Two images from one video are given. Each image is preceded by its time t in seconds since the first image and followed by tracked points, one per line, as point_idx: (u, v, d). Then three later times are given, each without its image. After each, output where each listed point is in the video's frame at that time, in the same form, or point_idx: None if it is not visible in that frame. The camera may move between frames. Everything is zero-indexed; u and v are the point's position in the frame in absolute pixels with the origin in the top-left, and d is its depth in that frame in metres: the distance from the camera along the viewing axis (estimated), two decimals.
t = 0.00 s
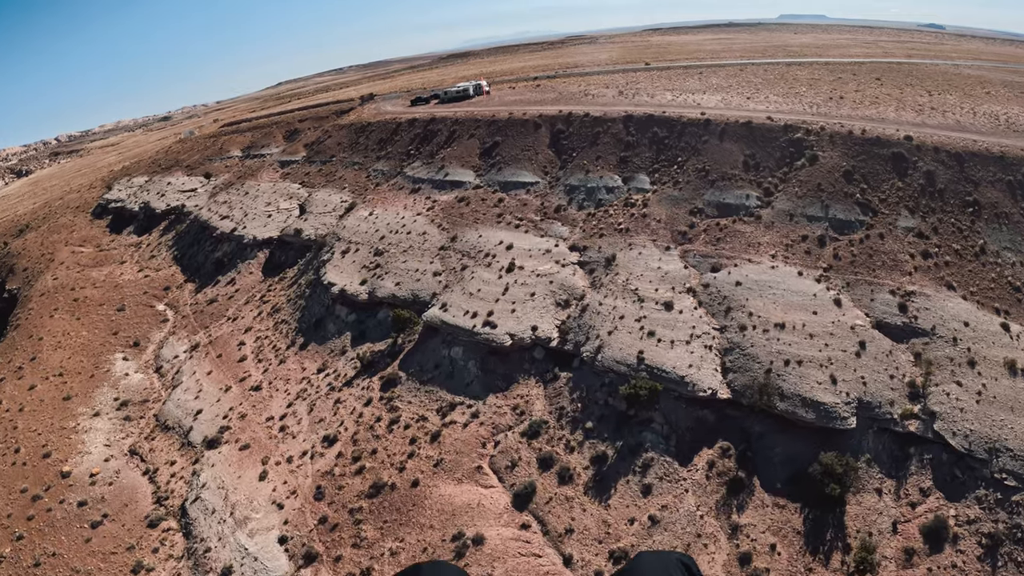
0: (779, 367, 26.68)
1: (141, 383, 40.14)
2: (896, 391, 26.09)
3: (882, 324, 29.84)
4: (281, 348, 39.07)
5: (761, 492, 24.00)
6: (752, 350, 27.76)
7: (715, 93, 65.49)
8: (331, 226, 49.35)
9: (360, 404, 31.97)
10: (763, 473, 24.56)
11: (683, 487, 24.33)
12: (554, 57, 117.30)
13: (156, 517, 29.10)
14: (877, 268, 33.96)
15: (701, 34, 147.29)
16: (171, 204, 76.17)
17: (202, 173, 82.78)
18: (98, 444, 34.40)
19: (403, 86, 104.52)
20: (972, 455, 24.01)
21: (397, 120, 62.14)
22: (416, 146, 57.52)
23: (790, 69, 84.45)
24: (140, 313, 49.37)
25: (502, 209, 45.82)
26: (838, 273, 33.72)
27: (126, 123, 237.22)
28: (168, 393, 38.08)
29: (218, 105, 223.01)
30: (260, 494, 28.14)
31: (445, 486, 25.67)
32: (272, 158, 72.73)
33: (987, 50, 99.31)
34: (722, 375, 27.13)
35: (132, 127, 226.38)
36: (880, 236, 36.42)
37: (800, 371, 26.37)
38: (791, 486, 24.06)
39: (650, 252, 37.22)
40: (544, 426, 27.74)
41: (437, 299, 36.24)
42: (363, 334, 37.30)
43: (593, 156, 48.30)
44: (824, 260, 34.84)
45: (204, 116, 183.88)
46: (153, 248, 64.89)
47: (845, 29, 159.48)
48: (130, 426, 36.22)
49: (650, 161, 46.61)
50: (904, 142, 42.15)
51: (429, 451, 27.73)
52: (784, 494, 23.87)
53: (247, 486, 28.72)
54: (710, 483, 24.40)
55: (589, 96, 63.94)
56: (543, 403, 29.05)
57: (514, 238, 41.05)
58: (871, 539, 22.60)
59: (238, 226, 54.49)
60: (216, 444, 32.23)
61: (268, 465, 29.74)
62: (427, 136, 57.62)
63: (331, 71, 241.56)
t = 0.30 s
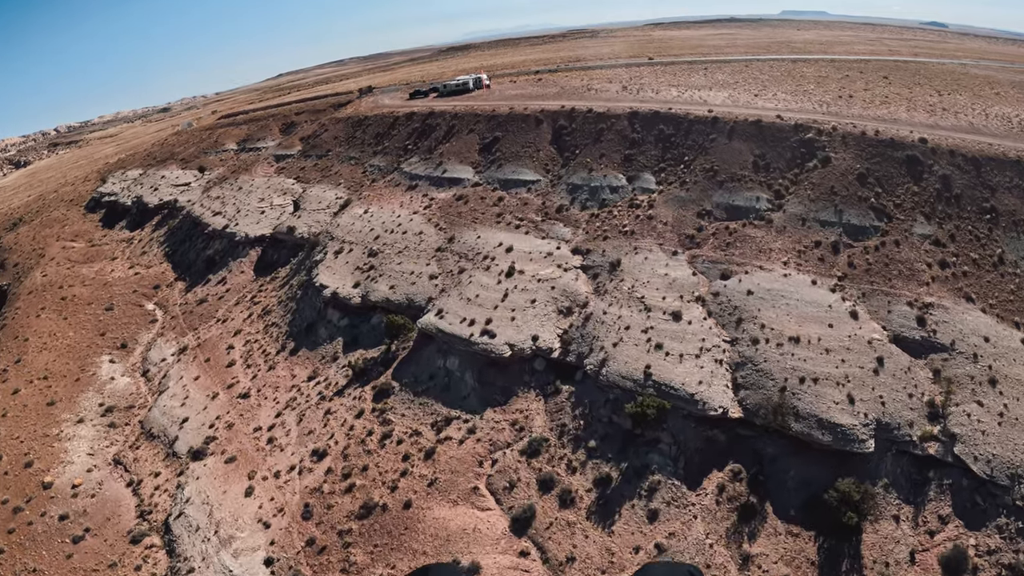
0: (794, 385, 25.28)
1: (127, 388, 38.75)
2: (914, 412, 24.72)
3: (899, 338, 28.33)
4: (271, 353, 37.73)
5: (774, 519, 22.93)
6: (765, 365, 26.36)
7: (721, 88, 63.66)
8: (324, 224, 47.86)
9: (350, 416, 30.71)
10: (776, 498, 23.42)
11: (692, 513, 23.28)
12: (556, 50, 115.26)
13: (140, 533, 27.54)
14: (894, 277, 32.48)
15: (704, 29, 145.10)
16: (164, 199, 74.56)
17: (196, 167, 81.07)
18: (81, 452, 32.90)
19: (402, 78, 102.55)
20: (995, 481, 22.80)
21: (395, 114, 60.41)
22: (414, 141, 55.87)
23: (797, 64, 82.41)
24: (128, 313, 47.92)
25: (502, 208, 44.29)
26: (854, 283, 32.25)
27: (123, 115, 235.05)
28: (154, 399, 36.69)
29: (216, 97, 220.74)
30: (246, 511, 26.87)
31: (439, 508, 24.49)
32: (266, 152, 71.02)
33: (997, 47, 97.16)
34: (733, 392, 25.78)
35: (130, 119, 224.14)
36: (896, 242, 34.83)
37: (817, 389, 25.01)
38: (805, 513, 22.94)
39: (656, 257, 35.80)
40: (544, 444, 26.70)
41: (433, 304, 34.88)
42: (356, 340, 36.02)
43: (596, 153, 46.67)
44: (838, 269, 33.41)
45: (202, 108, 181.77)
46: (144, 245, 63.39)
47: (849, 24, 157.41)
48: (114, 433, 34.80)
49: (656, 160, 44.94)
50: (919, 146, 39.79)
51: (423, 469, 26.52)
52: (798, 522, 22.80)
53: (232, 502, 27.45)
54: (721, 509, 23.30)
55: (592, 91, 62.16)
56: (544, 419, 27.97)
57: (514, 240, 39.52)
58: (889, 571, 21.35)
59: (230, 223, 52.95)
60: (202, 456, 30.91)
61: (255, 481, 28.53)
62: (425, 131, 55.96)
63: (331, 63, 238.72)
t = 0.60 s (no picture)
0: (808, 398, 24.51)
1: (114, 383, 37.61)
2: (932, 427, 23.61)
3: (917, 348, 27.07)
4: (261, 349, 36.49)
5: (784, 542, 22.25)
6: (777, 376, 25.62)
7: (730, 75, 61.44)
8: (318, 213, 46.28)
9: (340, 420, 29.64)
10: (786, 519, 22.70)
11: (698, 534, 22.66)
12: (561, 34, 112.32)
13: (122, 541, 26.46)
14: (912, 282, 31.01)
15: (712, 13, 141.72)
16: (158, 184, 72.88)
17: (190, 151, 79.21)
18: (64, 452, 31.80)
19: (402, 61, 100.03)
20: (1013, 506, 21.94)
21: (394, 98, 58.42)
22: (413, 127, 54.05)
23: (809, 50, 79.82)
24: (117, 304, 46.63)
25: (502, 198, 42.71)
26: (869, 287, 30.85)
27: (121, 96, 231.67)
28: (141, 396, 35.55)
29: (215, 79, 217.36)
30: (231, 519, 25.90)
31: (431, 524, 23.97)
32: (262, 136, 69.16)
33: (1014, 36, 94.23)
34: (745, 403, 25.20)
35: (129, 100, 221.12)
36: (914, 243, 33.26)
37: (832, 402, 24.21)
38: (817, 535, 22.22)
39: (661, 254, 34.31)
40: (543, 455, 25.97)
41: (428, 300, 33.58)
42: (348, 337, 34.75)
43: (601, 142, 44.86)
44: (853, 270, 31.93)
45: (200, 89, 178.84)
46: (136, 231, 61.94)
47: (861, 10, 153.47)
48: (99, 431, 33.70)
49: (663, 150, 43.17)
50: (935, 142, 37.97)
51: (415, 480, 25.81)
52: (808, 544, 22.11)
53: (217, 510, 26.41)
54: (729, 529, 22.67)
55: (597, 77, 60.04)
56: (543, 427, 27.19)
57: (513, 233, 38.02)
58: None
59: (221, 211, 51.42)
60: (187, 459, 29.80)
61: (240, 487, 27.55)
62: (424, 117, 54.10)
63: (333, 45, 234.80)
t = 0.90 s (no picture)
0: (825, 406, 23.93)
1: (104, 370, 36.75)
2: (953, 440, 22.94)
3: (938, 353, 26.04)
4: (254, 336, 35.44)
5: (794, 558, 21.86)
6: (794, 380, 24.89)
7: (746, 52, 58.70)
8: (316, 190, 44.69)
9: (333, 413, 28.73)
10: (798, 533, 22.29)
11: (705, 547, 22.09)
12: (570, 6, 108.37)
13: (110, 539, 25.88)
14: (933, 282, 29.46)
15: None
16: (155, 160, 71.35)
17: (188, 126, 77.41)
18: (53, 444, 31.11)
19: (405, 34, 96.86)
20: None
21: (396, 72, 56.12)
22: (415, 101, 51.96)
23: (829, 26, 76.38)
24: (111, 286, 45.57)
25: (506, 178, 40.97)
26: (889, 285, 29.41)
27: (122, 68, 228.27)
28: (131, 384, 34.67)
29: (216, 51, 213.39)
30: (220, 518, 25.38)
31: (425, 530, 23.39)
32: (260, 111, 67.17)
33: None
34: (758, 407, 24.52)
35: (133, 73, 217.69)
36: (937, 238, 31.51)
37: (850, 411, 23.64)
38: (829, 552, 21.83)
39: (671, 242, 32.83)
40: (544, 458, 25.30)
41: (427, 286, 32.32)
42: (343, 323, 33.64)
43: (610, 120, 42.88)
44: (872, 266, 30.43)
45: (201, 62, 175.57)
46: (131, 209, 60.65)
47: None
48: (89, 421, 32.93)
49: (675, 131, 41.14)
50: (959, 131, 35.59)
51: (410, 483, 25.18)
52: (820, 561, 21.74)
53: (205, 509, 25.78)
54: (737, 544, 22.13)
55: (606, 53, 57.50)
56: (544, 427, 26.41)
57: (517, 216, 36.52)
58: None
59: (217, 189, 49.92)
60: (177, 452, 28.95)
61: (229, 484, 26.91)
62: (427, 91, 51.99)
63: (337, 17, 229.33)
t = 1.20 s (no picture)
0: (840, 410, 23.43)
1: (95, 349, 36.21)
2: (970, 451, 22.81)
3: (957, 356, 25.56)
4: (247, 313, 34.79)
5: (800, 569, 21.95)
6: (806, 379, 24.43)
7: (765, 16, 55.73)
8: (314, 159, 43.48)
9: (324, 399, 28.18)
10: (805, 544, 22.29)
11: (707, 555, 22.04)
12: None
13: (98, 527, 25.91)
14: (953, 278, 28.44)
15: None
16: (152, 127, 69.81)
17: (185, 92, 75.45)
18: (44, 427, 30.91)
19: None
20: None
21: (399, 33, 53.13)
22: (417, 66, 49.48)
23: None
24: (104, 259, 44.68)
25: (510, 149, 39.45)
26: (909, 279, 28.44)
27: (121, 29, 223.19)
28: (121, 364, 34.15)
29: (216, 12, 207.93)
30: (208, 508, 25.29)
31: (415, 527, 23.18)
32: (259, 77, 64.50)
33: None
34: (768, 407, 24.09)
35: (134, 36, 213.50)
36: (959, 231, 30.22)
37: (867, 416, 23.27)
38: (834, 564, 21.91)
39: (680, 223, 31.65)
40: (542, 454, 24.69)
41: (425, 263, 31.45)
42: (336, 302, 32.96)
43: (620, 91, 40.96)
44: (892, 258, 29.37)
45: (200, 23, 171.03)
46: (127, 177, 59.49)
47: None
48: (78, 402, 32.55)
49: (687, 103, 39.22)
50: (985, 118, 33.91)
51: (402, 477, 24.72)
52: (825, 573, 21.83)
53: (194, 498, 25.70)
54: (740, 552, 22.10)
55: (617, 18, 54.90)
56: (544, 419, 25.82)
57: (519, 189, 35.30)
58: None
59: (212, 157, 48.31)
60: (166, 437, 28.61)
61: (219, 472, 26.64)
62: (430, 56, 49.29)
63: None
